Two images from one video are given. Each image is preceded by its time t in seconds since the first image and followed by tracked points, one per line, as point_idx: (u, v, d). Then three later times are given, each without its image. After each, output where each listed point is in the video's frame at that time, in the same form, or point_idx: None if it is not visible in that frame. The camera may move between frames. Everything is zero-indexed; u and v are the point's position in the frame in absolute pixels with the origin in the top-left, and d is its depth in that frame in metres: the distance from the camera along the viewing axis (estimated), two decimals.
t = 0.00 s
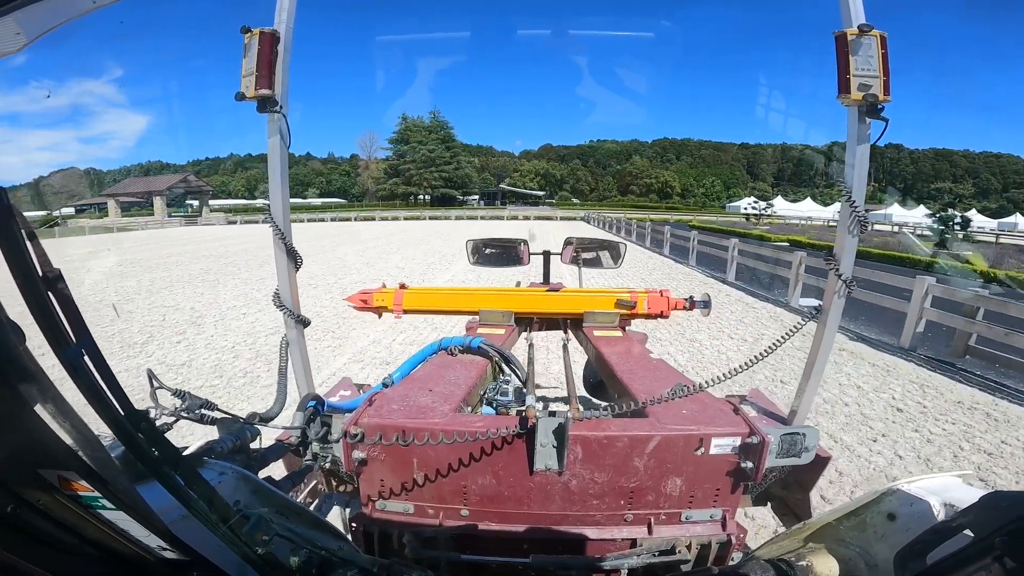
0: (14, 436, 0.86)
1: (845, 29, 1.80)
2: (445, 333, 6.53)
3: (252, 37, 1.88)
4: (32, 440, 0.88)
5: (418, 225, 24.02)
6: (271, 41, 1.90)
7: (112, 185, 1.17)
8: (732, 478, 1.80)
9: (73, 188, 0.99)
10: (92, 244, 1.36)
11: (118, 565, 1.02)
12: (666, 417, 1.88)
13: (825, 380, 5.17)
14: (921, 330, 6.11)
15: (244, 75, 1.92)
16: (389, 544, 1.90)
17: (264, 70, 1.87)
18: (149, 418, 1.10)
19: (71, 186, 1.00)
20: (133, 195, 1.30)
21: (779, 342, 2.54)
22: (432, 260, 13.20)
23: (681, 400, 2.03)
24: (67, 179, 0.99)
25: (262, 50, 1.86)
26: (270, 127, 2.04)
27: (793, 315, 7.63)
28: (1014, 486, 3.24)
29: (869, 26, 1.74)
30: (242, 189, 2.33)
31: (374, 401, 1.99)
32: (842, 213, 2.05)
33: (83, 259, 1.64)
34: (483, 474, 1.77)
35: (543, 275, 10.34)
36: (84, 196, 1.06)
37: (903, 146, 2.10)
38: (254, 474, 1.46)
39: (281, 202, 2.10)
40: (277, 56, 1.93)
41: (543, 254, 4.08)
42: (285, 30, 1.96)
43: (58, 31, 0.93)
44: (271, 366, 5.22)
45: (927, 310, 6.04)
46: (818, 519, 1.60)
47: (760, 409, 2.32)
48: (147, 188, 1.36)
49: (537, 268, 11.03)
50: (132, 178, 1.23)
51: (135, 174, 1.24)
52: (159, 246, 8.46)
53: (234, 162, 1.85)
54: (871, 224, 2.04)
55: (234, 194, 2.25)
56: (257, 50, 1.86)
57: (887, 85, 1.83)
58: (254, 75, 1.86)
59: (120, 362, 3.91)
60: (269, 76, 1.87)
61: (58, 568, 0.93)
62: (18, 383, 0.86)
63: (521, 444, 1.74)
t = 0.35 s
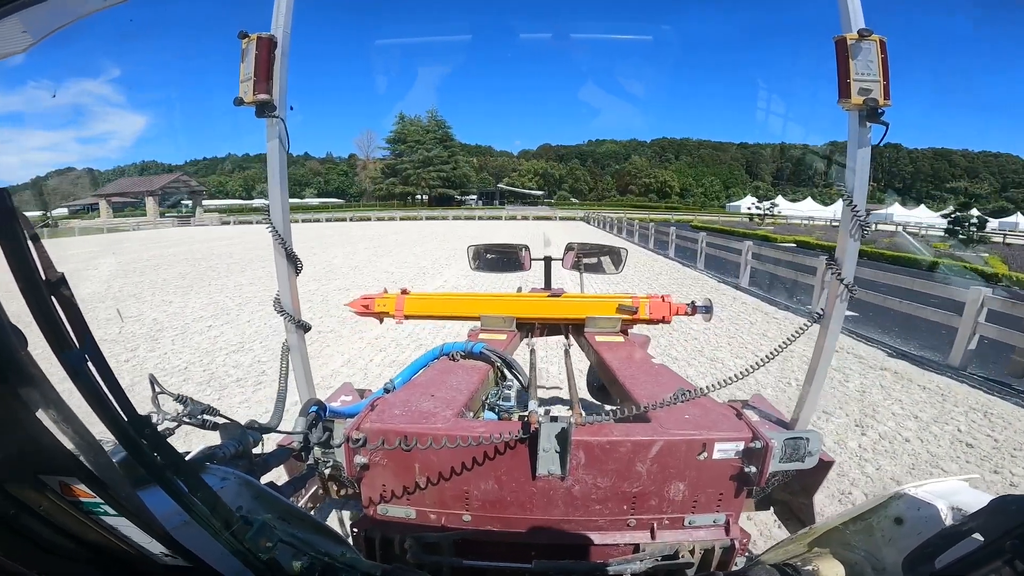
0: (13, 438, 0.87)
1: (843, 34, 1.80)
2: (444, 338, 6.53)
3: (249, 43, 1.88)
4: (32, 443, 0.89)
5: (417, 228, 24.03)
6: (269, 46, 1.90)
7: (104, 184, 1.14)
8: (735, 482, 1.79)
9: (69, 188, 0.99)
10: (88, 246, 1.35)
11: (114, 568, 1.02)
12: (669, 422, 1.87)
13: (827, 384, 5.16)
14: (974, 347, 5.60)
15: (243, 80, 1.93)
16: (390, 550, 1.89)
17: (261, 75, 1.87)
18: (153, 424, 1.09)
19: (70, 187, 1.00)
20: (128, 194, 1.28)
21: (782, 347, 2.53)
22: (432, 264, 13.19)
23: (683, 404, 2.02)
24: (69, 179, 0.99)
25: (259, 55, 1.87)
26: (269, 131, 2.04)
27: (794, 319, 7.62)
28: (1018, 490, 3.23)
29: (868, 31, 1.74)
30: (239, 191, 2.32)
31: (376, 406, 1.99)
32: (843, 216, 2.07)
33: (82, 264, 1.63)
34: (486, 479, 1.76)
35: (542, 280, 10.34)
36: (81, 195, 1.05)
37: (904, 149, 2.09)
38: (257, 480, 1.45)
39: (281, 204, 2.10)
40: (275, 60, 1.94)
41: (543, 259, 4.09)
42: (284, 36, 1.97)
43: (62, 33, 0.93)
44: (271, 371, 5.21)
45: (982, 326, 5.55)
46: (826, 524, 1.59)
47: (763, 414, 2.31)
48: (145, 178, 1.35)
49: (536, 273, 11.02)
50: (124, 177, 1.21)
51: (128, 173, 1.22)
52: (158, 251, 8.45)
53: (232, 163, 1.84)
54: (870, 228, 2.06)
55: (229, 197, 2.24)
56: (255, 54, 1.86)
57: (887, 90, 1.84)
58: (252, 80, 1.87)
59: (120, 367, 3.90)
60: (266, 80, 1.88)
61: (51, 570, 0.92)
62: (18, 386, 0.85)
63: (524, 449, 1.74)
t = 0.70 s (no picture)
0: (15, 435, 0.88)
1: (854, 30, 1.80)
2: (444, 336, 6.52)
3: (249, 38, 1.89)
4: (34, 441, 0.89)
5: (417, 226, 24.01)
6: (268, 41, 1.91)
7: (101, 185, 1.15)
8: (734, 480, 1.79)
9: (67, 188, 0.99)
10: (89, 243, 1.35)
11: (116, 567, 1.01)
12: (669, 419, 1.88)
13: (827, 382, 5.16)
14: None
15: (243, 76, 1.93)
16: (390, 547, 1.90)
17: (261, 70, 1.87)
18: (154, 421, 1.10)
19: (69, 185, 1.00)
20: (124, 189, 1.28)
21: (783, 345, 2.52)
22: (431, 262, 13.19)
23: (683, 402, 2.02)
24: (68, 177, 0.99)
25: (259, 52, 1.87)
26: (269, 129, 2.04)
27: (794, 317, 7.62)
28: (1017, 488, 3.24)
29: (880, 27, 1.74)
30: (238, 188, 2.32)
31: (376, 403, 1.99)
32: (847, 214, 2.07)
33: (81, 261, 1.63)
34: (485, 476, 1.77)
35: (542, 277, 10.32)
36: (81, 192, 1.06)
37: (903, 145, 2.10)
38: (257, 477, 1.45)
39: (281, 201, 2.10)
40: (275, 56, 1.94)
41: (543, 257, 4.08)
42: (283, 30, 1.97)
43: (62, 32, 0.93)
44: (271, 369, 5.22)
45: None
46: (824, 522, 1.60)
47: (762, 412, 2.31)
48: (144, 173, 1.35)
49: (537, 270, 11.02)
50: (118, 177, 1.21)
51: (124, 173, 1.22)
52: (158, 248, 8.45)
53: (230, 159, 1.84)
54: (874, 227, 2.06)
55: (226, 194, 2.24)
56: (255, 51, 1.87)
57: (896, 86, 1.83)
58: (252, 76, 1.87)
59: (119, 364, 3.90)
60: (266, 76, 1.88)
61: (58, 570, 0.95)
62: (19, 382, 0.87)
63: (523, 446, 1.74)
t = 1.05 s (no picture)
0: (14, 435, 0.88)
1: (847, 37, 1.81)
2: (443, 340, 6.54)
3: (255, 43, 1.89)
4: (29, 441, 0.90)
5: (416, 230, 24.06)
6: (275, 47, 1.90)
7: (99, 183, 1.17)
8: (732, 485, 1.79)
9: (63, 189, 1.00)
10: (89, 244, 1.36)
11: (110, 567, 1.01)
12: (667, 424, 1.88)
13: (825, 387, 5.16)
14: None
15: (247, 80, 1.94)
16: (387, 551, 1.90)
17: (266, 76, 1.89)
18: (148, 421, 1.09)
19: (65, 185, 1.01)
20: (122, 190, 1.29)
21: (782, 349, 2.52)
22: (431, 265, 13.21)
23: (681, 407, 2.02)
24: (65, 178, 1.00)
25: (264, 57, 1.88)
26: (273, 132, 2.05)
27: (793, 322, 7.62)
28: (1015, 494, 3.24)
29: (872, 35, 1.75)
30: (238, 190, 2.32)
31: (374, 407, 1.99)
32: (843, 219, 2.06)
33: (82, 262, 1.63)
34: (483, 480, 1.77)
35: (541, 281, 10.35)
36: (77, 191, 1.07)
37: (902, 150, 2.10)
38: (254, 479, 1.45)
39: (283, 204, 2.10)
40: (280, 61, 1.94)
41: (543, 261, 4.09)
42: (289, 36, 1.97)
43: (63, 34, 0.94)
44: (270, 371, 5.21)
45: None
46: (821, 526, 1.59)
47: (761, 417, 2.31)
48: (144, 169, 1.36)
49: (536, 274, 11.03)
50: (111, 177, 1.21)
51: (121, 172, 1.24)
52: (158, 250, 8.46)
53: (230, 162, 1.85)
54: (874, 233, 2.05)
55: (227, 196, 2.24)
56: (260, 56, 1.87)
57: (889, 93, 1.84)
58: (257, 81, 1.89)
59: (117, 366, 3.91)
60: (271, 82, 1.89)
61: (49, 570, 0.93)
62: (14, 385, 0.87)
63: (521, 451, 1.74)
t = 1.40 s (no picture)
0: (13, 436, 0.87)
1: (843, 32, 1.80)
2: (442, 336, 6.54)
3: (251, 39, 1.88)
4: (32, 441, 0.88)
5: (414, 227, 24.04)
6: (269, 42, 1.90)
7: (99, 181, 1.17)
8: (732, 480, 1.80)
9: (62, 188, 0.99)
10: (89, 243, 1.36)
11: (114, 565, 1.01)
12: (667, 419, 1.88)
13: (825, 383, 5.18)
14: None
15: (243, 76, 1.93)
16: (389, 547, 1.90)
17: (262, 71, 1.87)
18: (152, 420, 1.11)
19: (64, 185, 1.00)
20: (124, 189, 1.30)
21: (782, 344, 2.52)
22: (430, 261, 13.20)
23: (681, 402, 2.03)
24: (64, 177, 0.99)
25: (259, 52, 1.86)
26: (269, 129, 2.04)
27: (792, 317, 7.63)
28: (1014, 489, 3.25)
29: (868, 29, 1.74)
30: (237, 188, 2.32)
31: (374, 402, 1.99)
32: (840, 214, 2.06)
33: (80, 261, 1.63)
34: (484, 475, 1.77)
35: (540, 278, 10.35)
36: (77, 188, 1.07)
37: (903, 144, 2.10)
38: (255, 476, 1.45)
39: (282, 202, 2.09)
40: (275, 56, 1.93)
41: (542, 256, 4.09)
42: (285, 32, 1.96)
43: (60, 31, 0.93)
44: (269, 368, 5.22)
45: None
46: (821, 522, 1.60)
47: (760, 412, 2.31)
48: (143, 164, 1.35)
49: (535, 270, 11.04)
50: (107, 176, 1.19)
51: (121, 170, 1.24)
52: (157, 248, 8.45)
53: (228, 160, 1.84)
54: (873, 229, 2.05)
55: (224, 193, 2.23)
56: (255, 51, 1.86)
57: (886, 87, 1.83)
58: (252, 76, 1.87)
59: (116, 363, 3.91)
60: (266, 77, 1.88)
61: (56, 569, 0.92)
62: (18, 383, 0.86)
63: (522, 446, 1.74)
